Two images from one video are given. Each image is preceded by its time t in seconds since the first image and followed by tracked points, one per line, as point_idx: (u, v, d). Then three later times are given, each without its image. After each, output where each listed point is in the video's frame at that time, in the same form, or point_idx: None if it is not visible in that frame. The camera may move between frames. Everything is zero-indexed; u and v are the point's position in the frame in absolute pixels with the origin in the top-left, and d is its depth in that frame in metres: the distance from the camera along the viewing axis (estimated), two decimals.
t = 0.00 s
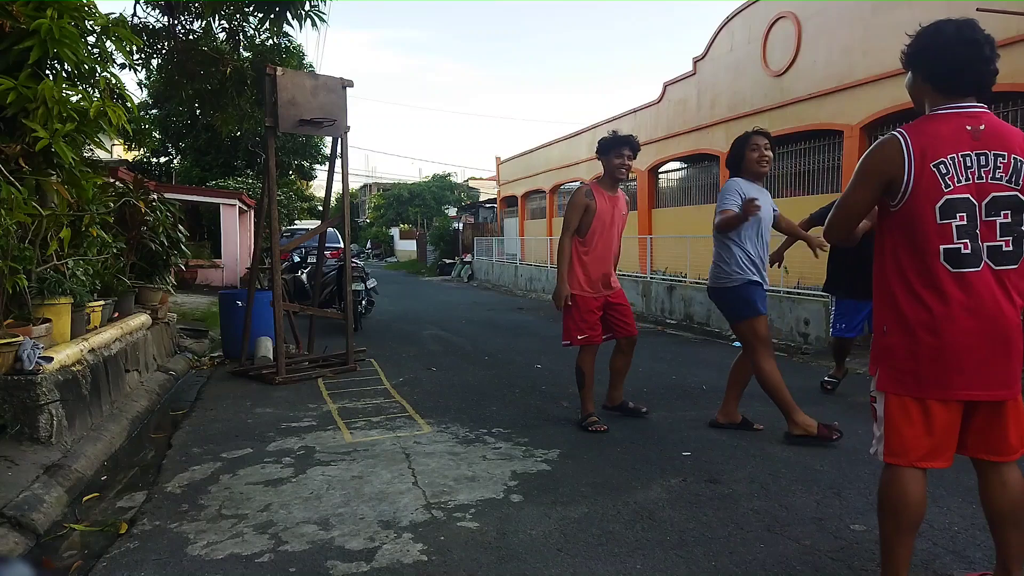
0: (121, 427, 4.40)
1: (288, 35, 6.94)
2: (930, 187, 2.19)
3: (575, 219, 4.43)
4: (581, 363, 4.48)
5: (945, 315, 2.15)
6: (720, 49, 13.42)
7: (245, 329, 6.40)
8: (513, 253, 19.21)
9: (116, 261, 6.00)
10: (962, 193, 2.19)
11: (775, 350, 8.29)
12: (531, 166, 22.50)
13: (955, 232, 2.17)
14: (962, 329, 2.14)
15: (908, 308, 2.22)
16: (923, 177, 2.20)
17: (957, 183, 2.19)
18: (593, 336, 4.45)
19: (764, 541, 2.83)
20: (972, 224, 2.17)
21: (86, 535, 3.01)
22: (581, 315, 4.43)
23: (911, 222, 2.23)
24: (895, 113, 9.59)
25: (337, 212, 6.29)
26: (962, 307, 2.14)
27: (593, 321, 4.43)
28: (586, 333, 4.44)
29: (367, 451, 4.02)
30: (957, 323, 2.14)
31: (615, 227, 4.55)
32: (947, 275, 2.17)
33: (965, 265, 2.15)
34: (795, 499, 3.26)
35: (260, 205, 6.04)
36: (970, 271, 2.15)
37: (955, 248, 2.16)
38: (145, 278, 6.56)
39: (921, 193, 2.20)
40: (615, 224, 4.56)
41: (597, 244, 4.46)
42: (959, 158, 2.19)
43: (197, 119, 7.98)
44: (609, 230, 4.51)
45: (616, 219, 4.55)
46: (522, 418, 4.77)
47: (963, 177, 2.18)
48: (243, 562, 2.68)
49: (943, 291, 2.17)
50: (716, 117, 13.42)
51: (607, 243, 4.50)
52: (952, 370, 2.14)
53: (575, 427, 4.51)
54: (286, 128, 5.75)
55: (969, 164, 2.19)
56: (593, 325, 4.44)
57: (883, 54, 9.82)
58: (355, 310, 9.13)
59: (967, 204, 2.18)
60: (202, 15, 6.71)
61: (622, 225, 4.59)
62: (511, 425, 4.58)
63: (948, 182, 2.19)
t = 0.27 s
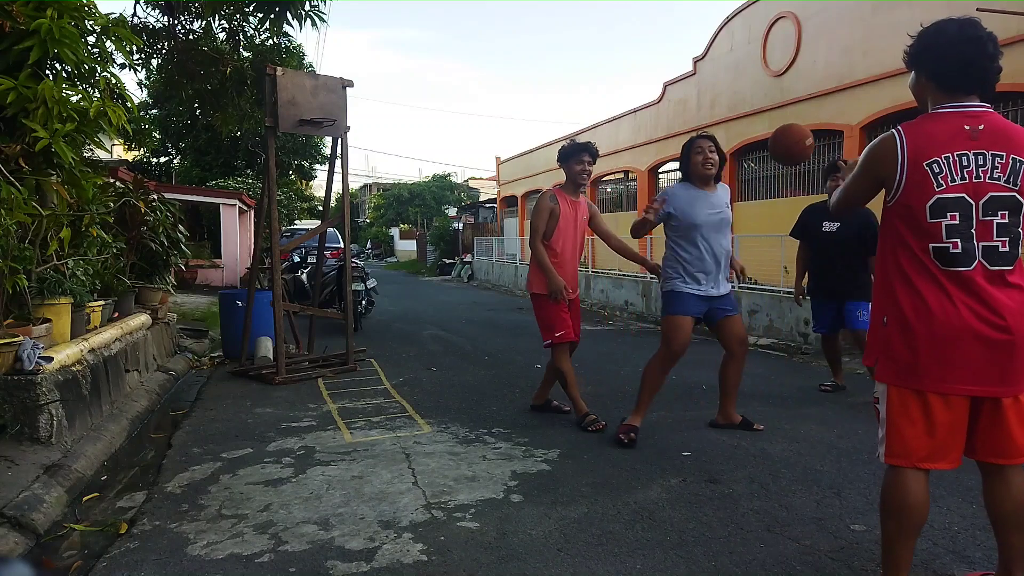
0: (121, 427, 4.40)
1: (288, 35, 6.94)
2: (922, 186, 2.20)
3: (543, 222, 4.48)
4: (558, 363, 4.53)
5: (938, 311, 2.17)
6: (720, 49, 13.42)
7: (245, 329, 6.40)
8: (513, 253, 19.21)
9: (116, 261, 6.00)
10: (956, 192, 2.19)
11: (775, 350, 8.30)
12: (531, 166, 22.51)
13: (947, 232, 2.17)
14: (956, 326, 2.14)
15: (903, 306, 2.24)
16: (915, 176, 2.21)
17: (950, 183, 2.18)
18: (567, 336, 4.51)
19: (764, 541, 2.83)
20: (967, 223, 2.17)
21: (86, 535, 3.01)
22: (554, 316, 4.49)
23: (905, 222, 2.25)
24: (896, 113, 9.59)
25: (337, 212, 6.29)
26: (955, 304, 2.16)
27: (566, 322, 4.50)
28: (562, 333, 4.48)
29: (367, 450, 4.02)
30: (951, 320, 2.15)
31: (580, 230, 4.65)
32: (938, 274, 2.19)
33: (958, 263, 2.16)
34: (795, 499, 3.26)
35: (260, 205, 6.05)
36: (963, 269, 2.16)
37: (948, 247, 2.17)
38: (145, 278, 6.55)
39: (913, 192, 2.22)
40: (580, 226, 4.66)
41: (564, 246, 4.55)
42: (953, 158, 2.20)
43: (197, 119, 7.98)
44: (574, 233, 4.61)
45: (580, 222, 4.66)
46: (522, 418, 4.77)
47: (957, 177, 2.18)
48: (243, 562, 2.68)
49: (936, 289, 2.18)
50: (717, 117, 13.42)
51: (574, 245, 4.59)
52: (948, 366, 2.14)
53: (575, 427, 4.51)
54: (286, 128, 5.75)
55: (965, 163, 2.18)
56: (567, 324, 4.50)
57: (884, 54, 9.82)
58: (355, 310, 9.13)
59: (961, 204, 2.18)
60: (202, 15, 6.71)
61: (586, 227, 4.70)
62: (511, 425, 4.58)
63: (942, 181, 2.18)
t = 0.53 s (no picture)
0: (121, 427, 4.40)
1: (288, 35, 6.94)
2: (916, 183, 2.19)
3: (510, 218, 4.56)
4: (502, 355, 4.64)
5: (929, 310, 2.16)
6: (720, 49, 13.42)
7: (245, 329, 6.40)
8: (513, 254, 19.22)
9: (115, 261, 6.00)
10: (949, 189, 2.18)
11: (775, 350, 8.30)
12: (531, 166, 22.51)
13: (940, 229, 2.17)
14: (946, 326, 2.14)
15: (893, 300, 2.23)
16: (910, 174, 2.20)
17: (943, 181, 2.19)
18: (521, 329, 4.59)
19: (764, 541, 2.83)
20: (959, 221, 2.17)
21: (86, 535, 3.01)
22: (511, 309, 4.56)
23: (896, 219, 2.23)
24: (896, 113, 9.59)
25: (337, 212, 6.29)
26: (946, 303, 2.15)
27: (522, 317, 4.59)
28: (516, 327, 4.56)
29: (367, 451, 4.02)
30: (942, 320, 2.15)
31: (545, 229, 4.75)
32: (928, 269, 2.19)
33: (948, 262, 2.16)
34: (795, 499, 3.26)
35: (260, 205, 6.04)
36: (954, 268, 2.15)
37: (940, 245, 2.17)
38: (144, 278, 6.55)
39: (906, 190, 2.21)
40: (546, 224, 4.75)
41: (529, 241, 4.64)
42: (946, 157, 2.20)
43: (197, 119, 7.98)
44: (539, 231, 4.70)
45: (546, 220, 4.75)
46: (522, 418, 4.76)
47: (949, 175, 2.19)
48: (243, 562, 2.68)
49: (928, 286, 2.17)
50: (717, 117, 13.42)
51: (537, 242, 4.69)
52: (934, 366, 2.14)
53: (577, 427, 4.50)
54: (286, 128, 5.75)
55: (956, 163, 2.19)
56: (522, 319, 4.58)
57: (884, 54, 9.82)
58: (355, 310, 9.14)
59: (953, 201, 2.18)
60: (202, 15, 6.71)
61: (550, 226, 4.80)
62: (510, 425, 4.58)
63: (936, 178, 2.18)
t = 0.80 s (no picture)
0: (121, 427, 4.40)
1: (288, 35, 6.94)
2: (857, 200, 2.21)
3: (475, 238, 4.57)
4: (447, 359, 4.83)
5: (877, 320, 2.16)
6: (720, 49, 13.43)
7: (245, 329, 6.41)
8: (514, 253, 19.22)
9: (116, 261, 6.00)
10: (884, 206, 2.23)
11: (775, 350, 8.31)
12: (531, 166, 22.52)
13: (882, 243, 2.20)
14: (893, 335, 2.15)
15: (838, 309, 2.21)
16: (850, 192, 2.21)
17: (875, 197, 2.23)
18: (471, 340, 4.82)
19: (764, 541, 2.83)
20: (897, 236, 2.22)
21: (85, 535, 3.01)
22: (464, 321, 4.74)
23: (840, 232, 2.22)
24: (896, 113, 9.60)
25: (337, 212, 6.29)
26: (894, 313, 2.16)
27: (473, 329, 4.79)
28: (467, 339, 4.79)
29: (367, 450, 4.02)
30: (890, 329, 2.15)
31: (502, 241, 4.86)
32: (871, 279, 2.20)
33: (892, 273, 2.18)
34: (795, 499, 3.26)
35: (260, 205, 6.04)
36: (901, 280, 2.19)
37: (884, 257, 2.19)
38: (144, 278, 6.55)
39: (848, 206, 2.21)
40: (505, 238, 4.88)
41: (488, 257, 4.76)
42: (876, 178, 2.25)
43: (197, 119, 7.98)
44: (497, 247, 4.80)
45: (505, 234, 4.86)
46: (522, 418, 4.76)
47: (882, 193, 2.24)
48: (243, 562, 2.68)
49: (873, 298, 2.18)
50: (717, 117, 13.42)
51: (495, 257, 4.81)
52: (882, 375, 2.15)
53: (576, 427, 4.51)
54: (286, 128, 5.75)
55: (886, 182, 2.26)
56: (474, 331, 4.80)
57: (884, 54, 9.83)
58: (355, 310, 9.14)
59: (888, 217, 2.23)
60: (202, 15, 6.72)
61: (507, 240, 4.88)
62: (510, 425, 4.58)
63: (873, 196, 2.22)
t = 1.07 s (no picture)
0: (121, 427, 4.40)
1: (288, 35, 6.95)
2: (725, 198, 2.35)
3: (451, 232, 4.60)
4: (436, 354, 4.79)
5: (777, 303, 2.26)
6: (720, 49, 13.43)
7: (245, 329, 6.41)
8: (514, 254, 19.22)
9: (116, 261, 6.00)
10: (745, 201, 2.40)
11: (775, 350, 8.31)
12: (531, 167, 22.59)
13: (759, 232, 2.35)
14: (791, 316, 2.26)
15: (741, 301, 2.27)
16: (717, 193, 2.35)
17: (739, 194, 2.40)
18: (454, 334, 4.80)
19: (764, 541, 2.83)
20: (763, 225, 2.39)
21: (86, 535, 3.01)
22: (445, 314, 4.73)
23: (721, 228, 2.33)
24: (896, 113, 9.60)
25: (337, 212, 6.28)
26: (785, 296, 2.28)
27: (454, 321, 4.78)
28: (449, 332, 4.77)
29: (367, 451, 4.02)
30: (791, 310, 2.26)
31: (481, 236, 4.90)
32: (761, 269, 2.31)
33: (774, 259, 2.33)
34: (795, 499, 3.26)
35: (260, 205, 6.05)
36: (781, 264, 2.35)
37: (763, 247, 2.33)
38: (144, 278, 6.55)
39: (720, 206, 2.34)
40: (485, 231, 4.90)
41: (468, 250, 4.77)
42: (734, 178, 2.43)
43: (197, 119, 7.98)
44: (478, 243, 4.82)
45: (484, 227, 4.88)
46: (521, 418, 4.76)
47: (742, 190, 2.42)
48: (243, 562, 2.68)
49: (769, 284, 2.29)
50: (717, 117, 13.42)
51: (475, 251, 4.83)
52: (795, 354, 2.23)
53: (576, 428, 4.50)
54: (286, 128, 5.76)
55: (741, 180, 2.45)
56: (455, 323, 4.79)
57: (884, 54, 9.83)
58: (355, 310, 9.14)
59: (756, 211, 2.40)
60: (202, 15, 6.72)
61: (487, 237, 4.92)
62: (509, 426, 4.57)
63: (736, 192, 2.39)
